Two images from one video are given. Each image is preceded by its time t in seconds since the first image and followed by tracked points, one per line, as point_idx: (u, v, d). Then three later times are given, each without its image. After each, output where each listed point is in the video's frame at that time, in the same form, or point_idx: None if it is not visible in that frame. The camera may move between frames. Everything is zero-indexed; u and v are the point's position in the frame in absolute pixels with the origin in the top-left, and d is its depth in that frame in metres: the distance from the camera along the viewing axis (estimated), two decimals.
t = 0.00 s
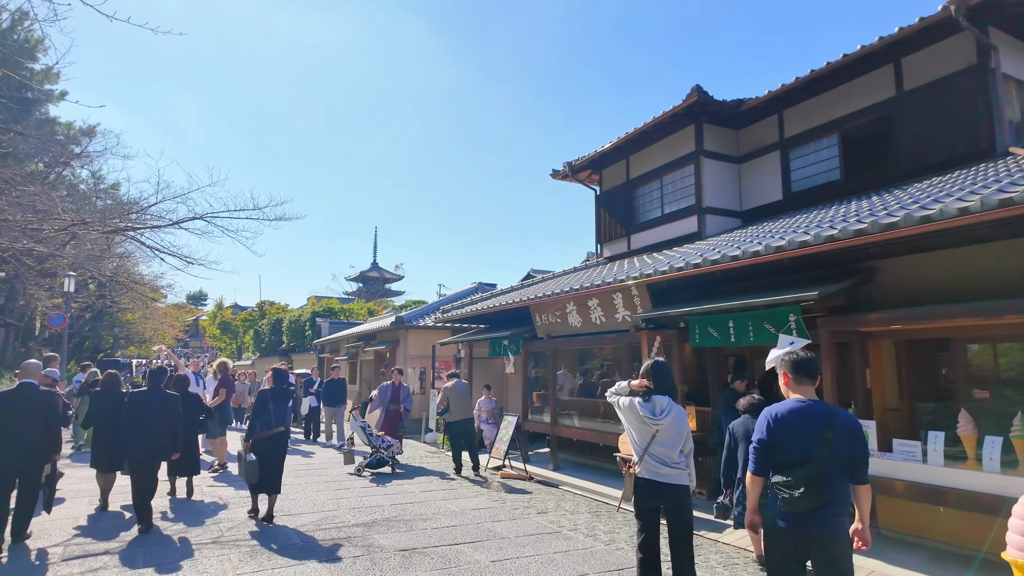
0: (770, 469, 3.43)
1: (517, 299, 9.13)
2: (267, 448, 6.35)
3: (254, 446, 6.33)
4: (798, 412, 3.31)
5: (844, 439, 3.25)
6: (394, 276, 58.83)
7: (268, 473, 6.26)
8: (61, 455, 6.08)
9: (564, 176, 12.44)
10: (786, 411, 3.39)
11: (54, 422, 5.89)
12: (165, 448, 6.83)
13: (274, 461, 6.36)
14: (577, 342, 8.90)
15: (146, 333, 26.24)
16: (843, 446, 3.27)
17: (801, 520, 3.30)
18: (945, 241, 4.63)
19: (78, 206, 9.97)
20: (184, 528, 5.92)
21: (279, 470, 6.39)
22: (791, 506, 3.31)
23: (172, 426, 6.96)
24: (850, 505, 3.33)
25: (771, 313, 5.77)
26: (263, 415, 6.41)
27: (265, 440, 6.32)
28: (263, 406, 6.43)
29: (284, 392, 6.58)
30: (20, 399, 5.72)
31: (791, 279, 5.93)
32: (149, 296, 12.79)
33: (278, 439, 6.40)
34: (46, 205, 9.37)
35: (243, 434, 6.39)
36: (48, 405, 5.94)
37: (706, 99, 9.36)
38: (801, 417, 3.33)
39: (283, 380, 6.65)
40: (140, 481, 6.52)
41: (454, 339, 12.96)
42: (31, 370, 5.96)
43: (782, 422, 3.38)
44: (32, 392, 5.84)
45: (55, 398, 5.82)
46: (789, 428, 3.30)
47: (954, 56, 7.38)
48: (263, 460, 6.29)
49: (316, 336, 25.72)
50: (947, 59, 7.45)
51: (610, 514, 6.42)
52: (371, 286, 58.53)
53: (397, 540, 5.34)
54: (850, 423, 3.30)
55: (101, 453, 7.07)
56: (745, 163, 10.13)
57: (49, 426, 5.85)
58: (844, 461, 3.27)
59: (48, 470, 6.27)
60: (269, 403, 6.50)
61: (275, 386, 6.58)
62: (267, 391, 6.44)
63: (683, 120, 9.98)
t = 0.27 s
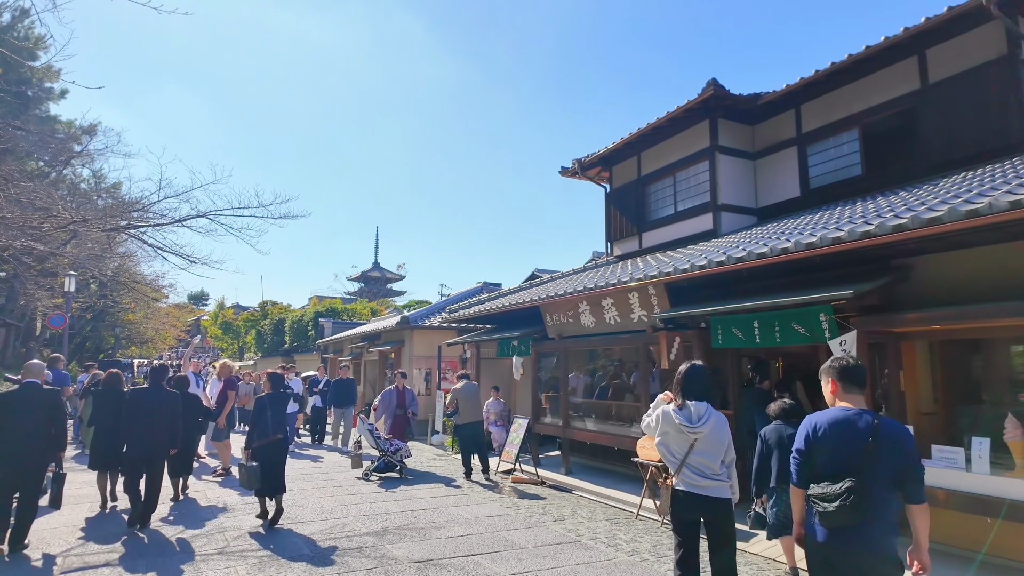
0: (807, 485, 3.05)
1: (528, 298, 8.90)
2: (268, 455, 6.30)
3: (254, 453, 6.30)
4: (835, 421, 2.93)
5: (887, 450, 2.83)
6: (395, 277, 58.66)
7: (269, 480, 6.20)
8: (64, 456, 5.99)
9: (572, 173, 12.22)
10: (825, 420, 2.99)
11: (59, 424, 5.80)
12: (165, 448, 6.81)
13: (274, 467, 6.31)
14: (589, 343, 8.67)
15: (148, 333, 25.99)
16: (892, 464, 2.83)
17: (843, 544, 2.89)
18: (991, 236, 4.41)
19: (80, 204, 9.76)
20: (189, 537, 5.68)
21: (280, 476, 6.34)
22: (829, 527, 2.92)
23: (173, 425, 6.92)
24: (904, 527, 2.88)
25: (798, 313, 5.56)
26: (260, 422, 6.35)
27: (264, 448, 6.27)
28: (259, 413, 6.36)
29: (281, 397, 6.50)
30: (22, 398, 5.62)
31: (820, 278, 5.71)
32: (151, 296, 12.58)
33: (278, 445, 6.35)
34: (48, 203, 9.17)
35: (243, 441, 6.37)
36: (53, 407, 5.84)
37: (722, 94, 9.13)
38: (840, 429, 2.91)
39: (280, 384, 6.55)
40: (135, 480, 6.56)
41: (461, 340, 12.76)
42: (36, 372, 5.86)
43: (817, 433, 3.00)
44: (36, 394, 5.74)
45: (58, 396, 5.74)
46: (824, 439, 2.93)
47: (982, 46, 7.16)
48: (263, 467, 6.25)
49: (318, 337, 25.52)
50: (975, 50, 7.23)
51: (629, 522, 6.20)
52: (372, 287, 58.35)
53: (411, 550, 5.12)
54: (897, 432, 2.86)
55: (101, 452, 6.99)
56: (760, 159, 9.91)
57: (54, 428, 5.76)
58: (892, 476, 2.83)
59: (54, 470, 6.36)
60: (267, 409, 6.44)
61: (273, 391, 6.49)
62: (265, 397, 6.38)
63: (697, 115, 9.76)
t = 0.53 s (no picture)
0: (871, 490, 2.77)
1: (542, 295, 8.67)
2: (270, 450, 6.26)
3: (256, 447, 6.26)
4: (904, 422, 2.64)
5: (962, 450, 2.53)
6: (397, 276, 58.48)
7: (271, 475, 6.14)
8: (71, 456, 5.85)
9: (584, 169, 12.00)
10: (887, 421, 2.71)
11: (64, 424, 5.65)
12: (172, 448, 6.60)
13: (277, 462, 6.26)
14: (606, 341, 8.44)
15: (151, 332, 25.74)
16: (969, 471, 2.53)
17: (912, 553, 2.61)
18: None
19: (84, 198, 9.55)
20: (200, 541, 5.44)
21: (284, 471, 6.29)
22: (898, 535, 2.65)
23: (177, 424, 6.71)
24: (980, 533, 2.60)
25: (833, 309, 5.37)
26: (261, 416, 6.30)
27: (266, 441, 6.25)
28: (262, 407, 6.31)
29: (284, 393, 6.47)
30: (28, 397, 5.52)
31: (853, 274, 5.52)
32: (156, 294, 12.37)
33: (280, 439, 6.31)
34: (52, 198, 8.96)
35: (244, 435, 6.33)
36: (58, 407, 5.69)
37: (742, 86, 8.91)
38: (905, 432, 2.64)
39: (284, 379, 6.57)
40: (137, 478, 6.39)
41: (470, 339, 12.54)
42: (39, 373, 5.73)
43: (885, 435, 2.71)
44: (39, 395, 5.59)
45: (62, 397, 5.59)
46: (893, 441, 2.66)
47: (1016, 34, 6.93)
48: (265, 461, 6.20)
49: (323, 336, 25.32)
50: (1008, 38, 7.01)
51: (655, 526, 5.97)
52: (375, 286, 58.16)
53: (432, 555, 4.90)
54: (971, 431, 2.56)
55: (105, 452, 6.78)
56: (779, 153, 9.69)
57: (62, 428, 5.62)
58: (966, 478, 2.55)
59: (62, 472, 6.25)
60: (269, 404, 6.39)
61: (275, 387, 6.47)
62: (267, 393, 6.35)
63: (715, 108, 9.53)
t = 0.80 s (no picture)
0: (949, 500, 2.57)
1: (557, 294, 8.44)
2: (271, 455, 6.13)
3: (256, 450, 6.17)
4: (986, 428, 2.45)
5: None
6: (399, 276, 58.29)
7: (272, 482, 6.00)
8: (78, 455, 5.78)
9: (596, 166, 11.77)
10: (974, 432, 2.48)
11: (67, 426, 5.56)
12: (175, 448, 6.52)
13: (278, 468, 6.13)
14: (623, 342, 8.20)
15: (154, 332, 25.55)
16: None
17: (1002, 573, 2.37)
18: None
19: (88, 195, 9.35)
20: (209, 550, 5.21)
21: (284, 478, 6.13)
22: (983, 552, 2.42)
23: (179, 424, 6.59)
24: None
25: (870, 308, 5.15)
26: (264, 420, 6.19)
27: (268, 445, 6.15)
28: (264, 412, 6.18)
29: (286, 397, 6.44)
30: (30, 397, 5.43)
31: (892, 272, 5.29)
32: (160, 293, 12.16)
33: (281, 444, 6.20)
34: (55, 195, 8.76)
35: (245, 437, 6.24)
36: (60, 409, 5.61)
37: (763, 80, 8.67)
38: (994, 444, 2.41)
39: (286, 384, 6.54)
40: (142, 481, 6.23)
41: (479, 339, 12.31)
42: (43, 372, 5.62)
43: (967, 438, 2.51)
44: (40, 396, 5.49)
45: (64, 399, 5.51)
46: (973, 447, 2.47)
47: None
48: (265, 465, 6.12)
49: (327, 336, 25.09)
50: None
51: (682, 534, 5.74)
52: (377, 286, 57.96)
53: (453, 566, 4.67)
54: None
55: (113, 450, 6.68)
56: (798, 149, 9.46)
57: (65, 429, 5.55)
58: None
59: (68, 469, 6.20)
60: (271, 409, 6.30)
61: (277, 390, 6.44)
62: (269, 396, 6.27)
63: (734, 103, 9.30)
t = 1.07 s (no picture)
0: None
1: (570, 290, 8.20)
2: (266, 452, 6.10)
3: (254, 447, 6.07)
4: None
5: None
6: (400, 276, 58.07)
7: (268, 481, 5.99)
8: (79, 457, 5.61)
9: (606, 160, 11.53)
10: None
11: (70, 425, 5.39)
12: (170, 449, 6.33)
13: (274, 465, 6.11)
14: (637, 340, 7.97)
15: (154, 331, 25.29)
16: None
17: None
18: None
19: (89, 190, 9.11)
20: (216, 555, 4.98)
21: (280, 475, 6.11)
22: None
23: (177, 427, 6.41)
24: None
25: (905, 302, 4.95)
26: (263, 416, 6.14)
27: (267, 441, 6.10)
28: (264, 407, 6.15)
29: (281, 392, 6.38)
30: (32, 396, 5.29)
31: (930, 264, 5.08)
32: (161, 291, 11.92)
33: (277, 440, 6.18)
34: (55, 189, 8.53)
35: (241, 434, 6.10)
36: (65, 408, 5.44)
37: (782, 70, 8.42)
38: None
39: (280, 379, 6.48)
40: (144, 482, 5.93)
41: (485, 338, 12.08)
42: (49, 371, 5.46)
43: None
44: (47, 395, 5.34)
45: (68, 398, 5.35)
46: None
47: None
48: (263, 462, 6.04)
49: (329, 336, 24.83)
50: None
51: (706, 541, 5.50)
52: (378, 286, 57.75)
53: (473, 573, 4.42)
54: None
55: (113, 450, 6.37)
56: (816, 142, 9.22)
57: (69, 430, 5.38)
58: None
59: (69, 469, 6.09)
60: (268, 404, 6.27)
61: (272, 386, 6.35)
62: (266, 392, 6.20)
63: (750, 94, 9.06)
